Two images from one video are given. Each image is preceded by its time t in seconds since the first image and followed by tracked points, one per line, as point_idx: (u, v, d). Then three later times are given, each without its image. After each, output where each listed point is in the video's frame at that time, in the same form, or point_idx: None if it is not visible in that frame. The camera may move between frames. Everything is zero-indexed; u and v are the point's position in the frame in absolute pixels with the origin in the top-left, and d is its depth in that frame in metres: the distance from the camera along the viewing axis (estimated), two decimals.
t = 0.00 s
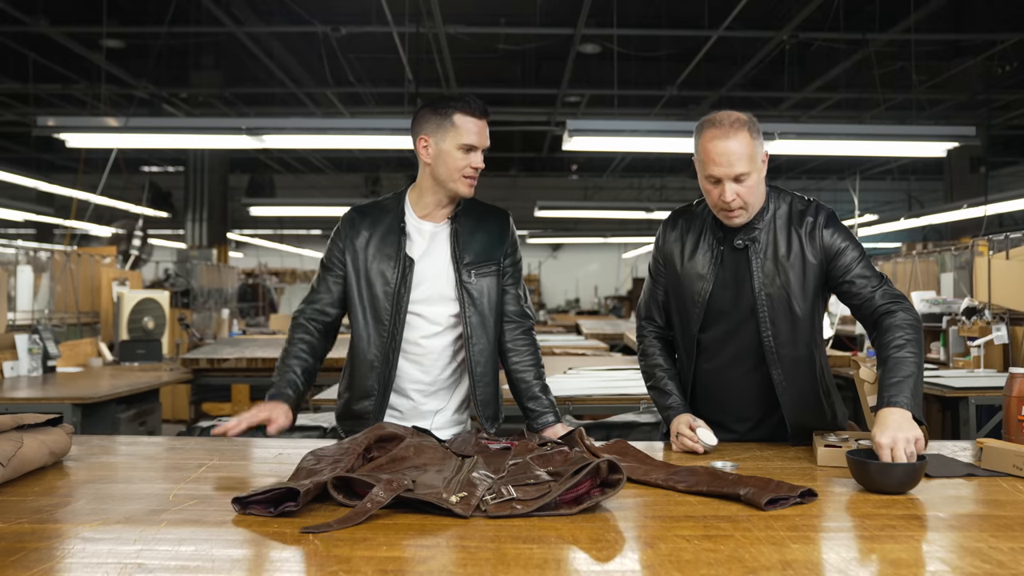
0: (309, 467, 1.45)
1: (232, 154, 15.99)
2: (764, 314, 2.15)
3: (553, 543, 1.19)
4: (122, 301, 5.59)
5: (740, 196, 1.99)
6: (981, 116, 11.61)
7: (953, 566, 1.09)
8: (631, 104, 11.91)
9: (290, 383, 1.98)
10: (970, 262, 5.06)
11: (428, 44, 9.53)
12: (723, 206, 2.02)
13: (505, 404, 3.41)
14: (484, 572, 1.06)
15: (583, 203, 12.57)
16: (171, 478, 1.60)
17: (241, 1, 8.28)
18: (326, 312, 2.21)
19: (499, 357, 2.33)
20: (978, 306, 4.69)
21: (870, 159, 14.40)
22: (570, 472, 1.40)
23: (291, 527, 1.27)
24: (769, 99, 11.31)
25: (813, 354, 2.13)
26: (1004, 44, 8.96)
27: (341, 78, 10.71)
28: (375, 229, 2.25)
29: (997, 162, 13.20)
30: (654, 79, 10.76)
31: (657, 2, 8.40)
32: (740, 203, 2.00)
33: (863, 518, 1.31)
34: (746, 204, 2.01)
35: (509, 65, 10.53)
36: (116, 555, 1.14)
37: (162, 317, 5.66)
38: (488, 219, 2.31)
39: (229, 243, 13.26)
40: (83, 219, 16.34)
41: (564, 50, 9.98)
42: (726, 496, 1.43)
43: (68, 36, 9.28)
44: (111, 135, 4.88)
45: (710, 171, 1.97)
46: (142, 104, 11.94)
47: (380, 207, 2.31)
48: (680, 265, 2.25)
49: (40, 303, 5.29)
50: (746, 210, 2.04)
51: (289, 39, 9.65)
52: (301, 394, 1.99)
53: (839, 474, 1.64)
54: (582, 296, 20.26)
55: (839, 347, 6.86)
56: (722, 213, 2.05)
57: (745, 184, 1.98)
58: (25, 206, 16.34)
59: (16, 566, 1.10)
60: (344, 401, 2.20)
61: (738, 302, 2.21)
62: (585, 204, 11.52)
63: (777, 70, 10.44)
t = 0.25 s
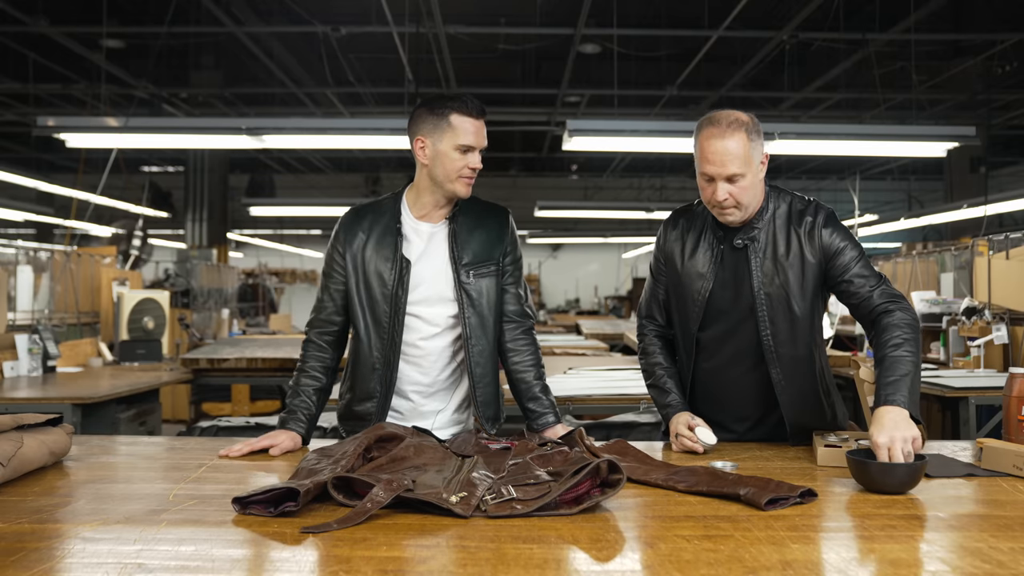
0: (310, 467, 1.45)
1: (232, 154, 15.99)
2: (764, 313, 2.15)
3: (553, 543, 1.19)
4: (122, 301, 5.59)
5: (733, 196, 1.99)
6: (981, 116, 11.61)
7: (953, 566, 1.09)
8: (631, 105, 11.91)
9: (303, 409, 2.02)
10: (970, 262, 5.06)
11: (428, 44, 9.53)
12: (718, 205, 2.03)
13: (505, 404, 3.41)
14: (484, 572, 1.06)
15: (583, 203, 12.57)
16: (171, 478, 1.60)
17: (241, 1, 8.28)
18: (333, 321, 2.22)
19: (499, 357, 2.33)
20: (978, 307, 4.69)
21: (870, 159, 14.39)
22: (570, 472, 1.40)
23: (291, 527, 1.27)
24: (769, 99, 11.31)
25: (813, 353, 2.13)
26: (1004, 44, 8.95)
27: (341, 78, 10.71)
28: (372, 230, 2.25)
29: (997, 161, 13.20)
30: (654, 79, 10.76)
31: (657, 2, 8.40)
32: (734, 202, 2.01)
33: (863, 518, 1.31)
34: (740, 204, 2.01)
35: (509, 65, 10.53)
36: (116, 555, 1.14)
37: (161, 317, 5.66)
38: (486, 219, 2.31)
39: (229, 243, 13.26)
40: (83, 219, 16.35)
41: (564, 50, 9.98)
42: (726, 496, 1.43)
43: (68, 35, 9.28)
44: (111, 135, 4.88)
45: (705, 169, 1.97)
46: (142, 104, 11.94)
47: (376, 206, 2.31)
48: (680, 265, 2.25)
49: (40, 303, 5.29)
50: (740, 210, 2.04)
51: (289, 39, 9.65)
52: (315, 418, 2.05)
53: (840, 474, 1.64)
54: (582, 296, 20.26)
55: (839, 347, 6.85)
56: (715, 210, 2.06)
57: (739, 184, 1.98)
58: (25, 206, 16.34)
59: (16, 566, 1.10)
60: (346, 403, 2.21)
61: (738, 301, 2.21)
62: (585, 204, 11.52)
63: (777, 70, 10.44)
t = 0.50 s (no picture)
0: (310, 467, 1.45)
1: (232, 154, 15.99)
2: (764, 313, 2.14)
3: (553, 543, 1.19)
4: (122, 301, 5.59)
5: (734, 196, 1.99)
6: (981, 117, 11.61)
7: (954, 566, 1.09)
8: (631, 104, 11.91)
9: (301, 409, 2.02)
10: (970, 262, 5.06)
11: (428, 44, 9.54)
12: (718, 205, 2.03)
13: (504, 404, 3.41)
14: (484, 572, 1.06)
15: (583, 203, 12.57)
16: (171, 478, 1.60)
17: (241, 1, 8.28)
18: (330, 320, 2.21)
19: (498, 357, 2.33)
20: (978, 307, 4.69)
21: (870, 159, 14.39)
22: (570, 472, 1.40)
23: (291, 528, 1.27)
24: (769, 99, 11.31)
25: (813, 352, 2.13)
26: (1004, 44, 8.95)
27: (341, 77, 10.71)
28: (369, 228, 2.25)
29: (997, 161, 13.20)
30: (654, 79, 10.76)
31: (657, 2, 8.39)
32: (734, 202, 2.01)
33: (863, 518, 1.31)
34: (740, 204, 2.01)
35: (509, 65, 10.53)
36: (116, 555, 1.14)
37: (161, 317, 5.66)
38: (484, 218, 2.31)
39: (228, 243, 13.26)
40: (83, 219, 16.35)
41: (564, 50, 9.98)
42: (726, 496, 1.43)
43: (68, 35, 9.28)
44: (111, 135, 4.87)
45: (705, 169, 1.97)
46: (142, 104, 11.94)
47: (372, 205, 2.31)
48: (681, 263, 2.25)
49: (40, 303, 5.29)
50: (740, 209, 2.04)
51: (289, 39, 9.65)
52: (313, 418, 2.05)
53: (839, 474, 1.64)
54: (582, 296, 20.26)
55: (839, 347, 6.85)
56: (716, 210, 2.06)
57: (740, 184, 1.98)
58: (25, 206, 16.34)
59: (16, 566, 1.10)
60: (345, 403, 2.21)
61: (739, 300, 2.21)
62: (585, 204, 11.52)
63: (777, 70, 10.44)
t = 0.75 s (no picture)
0: (310, 467, 1.45)
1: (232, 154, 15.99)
2: (765, 312, 2.15)
3: (553, 543, 1.19)
4: (122, 301, 5.59)
5: (742, 196, 1.99)
6: (981, 116, 11.61)
7: (953, 566, 1.09)
8: (631, 104, 11.91)
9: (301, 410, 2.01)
10: (970, 262, 5.06)
11: (428, 44, 9.54)
12: (726, 205, 2.03)
13: (504, 404, 3.41)
14: (484, 572, 1.06)
15: (583, 203, 12.56)
16: (171, 478, 1.60)
17: (241, 1, 8.28)
18: (329, 319, 2.22)
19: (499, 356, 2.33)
20: (978, 306, 4.69)
21: (870, 159, 14.39)
22: (570, 472, 1.40)
23: (291, 527, 1.27)
24: (769, 99, 11.31)
25: (814, 352, 2.12)
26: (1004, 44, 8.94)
27: (341, 77, 10.71)
28: (370, 228, 2.25)
29: (997, 161, 13.20)
30: (654, 79, 10.76)
31: (657, 2, 8.39)
32: (742, 202, 2.00)
33: (863, 518, 1.31)
34: (748, 204, 2.01)
35: (509, 65, 10.53)
36: (116, 555, 1.14)
37: (161, 317, 5.66)
38: (486, 218, 2.31)
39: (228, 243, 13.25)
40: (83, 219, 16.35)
41: (565, 50, 9.98)
42: (726, 496, 1.43)
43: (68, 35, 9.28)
44: (111, 135, 4.88)
45: (713, 169, 1.97)
46: (142, 104, 11.94)
47: (374, 204, 2.31)
48: (683, 262, 2.25)
49: (40, 303, 5.29)
50: (748, 209, 2.04)
51: (289, 39, 9.65)
52: (313, 418, 2.05)
53: (839, 474, 1.64)
54: (582, 296, 20.26)
55: (839, 347, 6.85)
56: (724, 211, 2.05)
57: (747, 184, 1.98)
58: (25, 206, 16.34)
59: (16, 566, 1.10)
60: (345, 402, 2.21)
61: (740, 299, 2.21)
62: (585, 204, 11.53)
63: (777, 70, 10.45)
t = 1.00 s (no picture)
0: (310, 467, 1.45)
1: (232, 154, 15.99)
2: (768, 311, 2.14)
3: (553, 543, 1.19)
4: (121, 301, 5.59)
5: (749, 196, 1.99)
6: (981, 116, 11.61)
7: (953, 566, 1.09)
8: (631, 104, 11.90)
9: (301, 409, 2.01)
10: (970, 262, 5.06)
11: (428, 44, 9.54)
12: (732, 206, 2.03)
13: (504, 404, 3.41)
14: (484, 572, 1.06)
15: (583, 203, 12.55)
16: (171, 478, 1.60)
17: (241, 1, 8.28)
18: (330, 318, 2.22)
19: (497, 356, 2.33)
20: (978, 307, 4.69)
21: (870, 159, 14.39)
22: (570, 472, 1.40)
23: (291, 527, 1.27)
24: (769, 98, 11.31)
25: (816, 352, 2.13)
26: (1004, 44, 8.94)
27: (341, 78, 10.71)
28: (370, 227, 2.25)
29: (997, 161, 13.20)
30: (654, 79, 10.75)
31: (657, 1, 8.39)
32: (749, 203, 2.01)
33: (863, 518, 1.31)
34: (754, 204, 2.02)
35: (509, 64, 10.53)
36: (116, 555, 1.14)
37: (161, 317, 5.66)
38: (487, 219, 2.31)
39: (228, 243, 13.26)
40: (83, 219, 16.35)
41: (564, 50, 9.98)
42: (726, 496, 1.43)
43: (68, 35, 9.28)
44: (111, 135, 4.88)
45: (720, 171, 1.97)
46: (142, 104, 11.94)
47: (374, 204, 2.31)
48: (685, 262, 2.25)
49: (40, 302, 5.29)
50: (755, 209, 2.04)
51: (289, 39, 9.65)
52: (312, 417, 2.05)
53: (839, 474, 1.64)
54: (582, 296, 20.27)
55: (839, 347, 6.85)
56: (730, 212, 2.06)
57: (754, 184, 1.98)
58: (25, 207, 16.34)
59: (16, 566, 1.10)
60: (342, 400, 2.21)
61: (742, 299, 2.21)
62: (585, 205, 11.53)
63: (777, 70, 10.45)
